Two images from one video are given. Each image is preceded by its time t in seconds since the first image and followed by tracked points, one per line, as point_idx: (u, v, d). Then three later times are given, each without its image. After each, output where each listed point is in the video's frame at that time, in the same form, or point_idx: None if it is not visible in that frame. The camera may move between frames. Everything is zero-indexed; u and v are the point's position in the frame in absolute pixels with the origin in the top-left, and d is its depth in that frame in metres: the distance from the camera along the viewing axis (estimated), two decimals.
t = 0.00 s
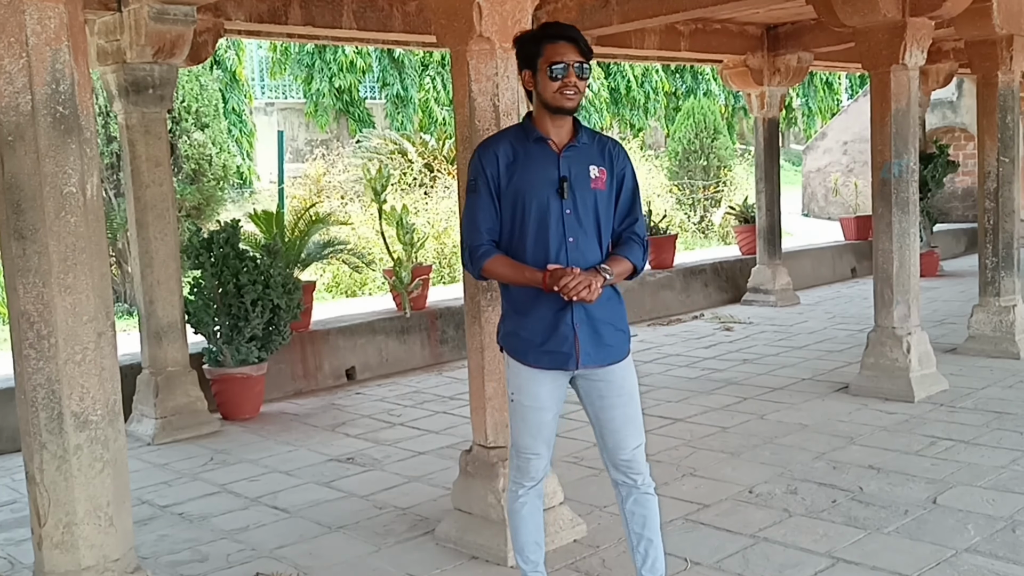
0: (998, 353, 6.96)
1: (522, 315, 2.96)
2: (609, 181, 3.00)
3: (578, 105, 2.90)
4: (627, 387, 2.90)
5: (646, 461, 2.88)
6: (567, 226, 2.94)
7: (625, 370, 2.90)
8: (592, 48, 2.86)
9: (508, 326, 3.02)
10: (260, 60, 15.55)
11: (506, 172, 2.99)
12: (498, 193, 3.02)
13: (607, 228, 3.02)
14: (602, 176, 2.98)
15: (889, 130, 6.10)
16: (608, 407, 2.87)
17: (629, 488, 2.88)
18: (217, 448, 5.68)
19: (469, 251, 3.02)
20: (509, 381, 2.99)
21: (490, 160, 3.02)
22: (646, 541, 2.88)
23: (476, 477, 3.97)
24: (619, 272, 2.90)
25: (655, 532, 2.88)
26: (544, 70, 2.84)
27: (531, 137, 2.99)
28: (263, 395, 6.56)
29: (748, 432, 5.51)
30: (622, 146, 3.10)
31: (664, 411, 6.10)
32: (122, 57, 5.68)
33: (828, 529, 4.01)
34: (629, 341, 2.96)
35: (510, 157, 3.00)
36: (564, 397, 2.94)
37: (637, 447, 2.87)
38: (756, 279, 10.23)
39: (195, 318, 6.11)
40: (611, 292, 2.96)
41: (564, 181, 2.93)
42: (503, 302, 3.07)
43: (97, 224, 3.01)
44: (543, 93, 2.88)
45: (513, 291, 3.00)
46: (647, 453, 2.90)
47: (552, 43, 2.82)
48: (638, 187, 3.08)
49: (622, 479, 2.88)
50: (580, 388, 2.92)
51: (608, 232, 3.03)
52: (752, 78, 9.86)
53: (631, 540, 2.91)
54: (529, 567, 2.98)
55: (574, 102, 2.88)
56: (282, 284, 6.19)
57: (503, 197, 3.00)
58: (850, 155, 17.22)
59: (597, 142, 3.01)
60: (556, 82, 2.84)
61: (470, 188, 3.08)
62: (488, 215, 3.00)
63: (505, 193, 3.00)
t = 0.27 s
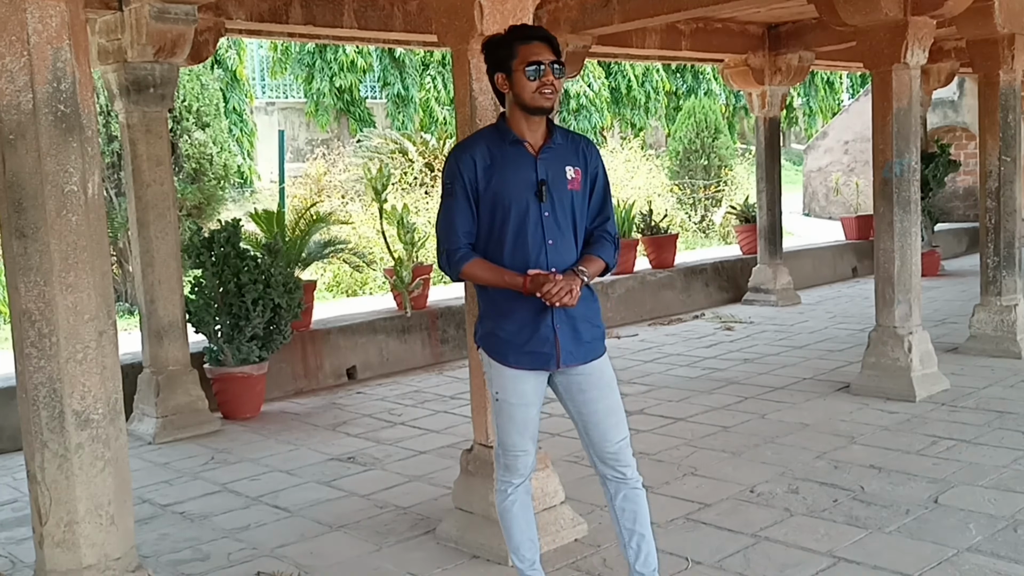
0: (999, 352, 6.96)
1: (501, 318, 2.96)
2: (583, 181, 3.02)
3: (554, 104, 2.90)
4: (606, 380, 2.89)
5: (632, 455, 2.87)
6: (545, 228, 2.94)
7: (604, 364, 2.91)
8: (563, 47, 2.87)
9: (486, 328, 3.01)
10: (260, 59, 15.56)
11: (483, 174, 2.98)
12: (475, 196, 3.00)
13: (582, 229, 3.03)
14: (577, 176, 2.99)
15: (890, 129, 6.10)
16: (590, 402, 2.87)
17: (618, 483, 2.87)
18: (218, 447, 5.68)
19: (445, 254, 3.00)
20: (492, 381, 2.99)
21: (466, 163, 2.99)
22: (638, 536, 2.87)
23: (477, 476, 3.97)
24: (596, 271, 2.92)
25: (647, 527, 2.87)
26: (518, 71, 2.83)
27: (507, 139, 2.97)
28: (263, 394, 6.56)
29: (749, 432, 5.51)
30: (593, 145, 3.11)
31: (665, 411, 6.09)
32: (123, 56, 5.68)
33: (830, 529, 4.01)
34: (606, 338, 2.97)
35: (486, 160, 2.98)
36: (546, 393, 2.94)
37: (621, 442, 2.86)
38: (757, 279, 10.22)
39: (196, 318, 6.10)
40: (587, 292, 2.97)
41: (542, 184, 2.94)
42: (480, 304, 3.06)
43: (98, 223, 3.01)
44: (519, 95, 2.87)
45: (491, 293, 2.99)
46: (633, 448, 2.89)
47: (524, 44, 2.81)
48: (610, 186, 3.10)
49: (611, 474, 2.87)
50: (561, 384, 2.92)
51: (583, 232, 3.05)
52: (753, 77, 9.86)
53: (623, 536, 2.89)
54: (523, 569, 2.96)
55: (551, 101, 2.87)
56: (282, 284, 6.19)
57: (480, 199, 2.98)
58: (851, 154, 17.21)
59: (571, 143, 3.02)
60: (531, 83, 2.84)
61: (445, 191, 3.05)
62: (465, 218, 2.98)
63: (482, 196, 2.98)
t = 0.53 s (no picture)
0: (1002, 352, 6.95)
1: (500, 318, 2.94)
2: (575, 178, 3.03)
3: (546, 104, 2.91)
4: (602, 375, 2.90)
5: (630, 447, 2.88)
6: (542, 226, 2.94)
7: (601, 359, 2.92)
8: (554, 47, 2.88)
9: (485, 329, 2.98)
10: (262, 59, 15.57)
11: (478, 175, 2.96)
12: (471, 197, 2.98)
13: (576, 226, 3.05)
14: (570, 174, 3.01)
15: (893, 128, 6.09)
16: (589, 397, 2.87)
17: (618, 475, 2.88)
18: (221, 446, 5.68)
19: (443, 256, 2.97)
20: (491, 380, 2.97)
21: (461, 165, 2.98)
22: (637, 528, 2.89)
23: (480, 475, 3.98)
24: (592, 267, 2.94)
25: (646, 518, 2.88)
26: (510, 71, 2.83)
27: (500, 139, 2.97)
28: (266, 393, 6.56)
29: (751, 431, 5.51)
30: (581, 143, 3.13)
31: (667, 410, 6.10)
32: (126, 56, 5.68)
33: (833, 528, 4.01)
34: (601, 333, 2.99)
35: (481, 161, 2.97)
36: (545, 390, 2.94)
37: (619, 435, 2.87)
38: (759, 278, 10.22)
39: (200, 317, 6.10)
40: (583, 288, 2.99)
41: (538, 182, 2.94)
42: (477, 306, 3.03)
43: (102, 222, 3.01)
44: (512, 95, 2.87)
45: (490, 294, 2.97)
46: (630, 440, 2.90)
47: (516, 43, 2.82)
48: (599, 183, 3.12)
49: (610, 467, 2.88)
50: (558, 380, 2.92)
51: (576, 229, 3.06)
52: (755, 76, 9.85)
53: (622, 528, 2.90)
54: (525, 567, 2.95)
55: (544, 101, 2.88)
56: (285, 283, 6.19)
57: (477, 201, 2.97)
58: (854, 153, 17.19)
59: (561, 141, 3.04)
60: (524, 83, 2.84)
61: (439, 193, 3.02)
62: (463, 220, 2.96)
63: (479, 197, 2.97)
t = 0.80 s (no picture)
0: (1007, 350, 6.94)
1: (512, 315, 2.94)
2: (584, 175, 3.04)
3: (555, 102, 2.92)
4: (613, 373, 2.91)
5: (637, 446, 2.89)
6: (553, 223, 2.95)
7: (612, 357, 2.93)
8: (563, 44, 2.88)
9: (497, 326, 2.98)
10: (266, 57, 15.58)
11: (488, 171, 2.97)
12: (481, 194, 2.99)
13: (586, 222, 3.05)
14: (579, 171, 3.02)
15: (897, 126, 6.08)
16: (600, 394, 2.88)
17: (625, 474, 2.88)
18: (225, 444, 5.69)
19: (455, 254, 2.97)
20: (503, 378, 2.96)
21: (471, 162, 2.98)
22: (638, 526, 2.90)
23: (484, 473, 3.98)
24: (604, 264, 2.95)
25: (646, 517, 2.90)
26: (519, 70, 2.84)
27: (510, 137, 2.98)
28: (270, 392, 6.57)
29: (756, 430, 5.51)
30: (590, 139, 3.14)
31: (671, 408, 6.09)
32: (130, 55, 5.69)
33: (838, 526, 4.00)
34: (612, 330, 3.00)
35: (492, 158, 2.97)
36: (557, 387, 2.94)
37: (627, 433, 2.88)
38: (764, 276, 10.21)
39: (204, 316, 6.13)
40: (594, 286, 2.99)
41: (549, 179, 2.95)
42: (488, 303, 3.03)
43: (107, 220, 3.02)
44: (522, 93, 2.88)
45: (501, 291, 2.97)
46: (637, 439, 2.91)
47: (525, 42, 2.82)
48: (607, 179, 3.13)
49: (617, 465, 2.88)
50: (570, 377, 2.92)
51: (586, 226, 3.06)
52: (759, 75, 9.82)
53: (621, 526, 2.92)
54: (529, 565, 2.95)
55: (552, 100, 2.89)
56: (289, 281, 6.20)
57: (488, 197, 2.97)
58: (858, 152, 17.16)
59: (570, 138, 3.04)
60: (533, 81, 2.85)
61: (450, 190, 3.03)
62: (474, 217, 2.97)
63: (490, 194, 2.97)
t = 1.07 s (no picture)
0: (1013, 348, 6.92)
1: (536, 310, 2.94)
2: (611, 174, 3.05)
3: (576, 99, 2.91)
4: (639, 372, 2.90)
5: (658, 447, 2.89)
6: (578, 219, 2.95)
7: (637, 356, 2.93)
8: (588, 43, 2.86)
9: (521, 322, 2.98)
10: (271, 55, 15.62)
11: (515, 166, 2.98)
12: (508, 189, 3.00)
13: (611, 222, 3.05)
14: (606, 169, 3.02)
15: (903, 124, 6.06)
16: (623, 393, 2.88)
17: (644, 475, 2.89)
18: (230, 442, 5.70)
19: (480, 248, 2.98)
20: (524, 375, 2.97)
21: (498, 157, 3.00)
22: (652, 527, 2.92)
23: (489, 472, 3.98)
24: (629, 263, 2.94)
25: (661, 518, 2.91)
26: (538, 67, 2.86)
27: (537, 133, 2.99)
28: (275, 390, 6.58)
29: (760, 427, 5.51)
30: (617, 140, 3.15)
31: (676, 406, 6.09)
32: (135, 53, 5.70)
33: (842, 525, 4.00)
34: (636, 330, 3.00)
35: (519, 153, 2.99)
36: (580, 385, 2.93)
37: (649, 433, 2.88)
38: (769, 274, 10.20)
39: (209, 314, 6.12)
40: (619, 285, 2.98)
41: (575, 175, 2.95)
42: (513, 299, 3.04)
43: (113, 218, 3.03)
44: (541, 89, 2.90)
45: (526, 286, 2.97)
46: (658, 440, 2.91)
47: (546, 39, 2.82)
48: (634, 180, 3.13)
49: (638, 465, 2.88)
50: (593, 374, 2.92)
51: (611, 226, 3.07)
52: (764, 73, 9.79)
53: (636, 526, 2.93)
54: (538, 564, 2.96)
55: (570, 98, 2.89)
56: (293, 280, 6.22)
57: (514, 192, 2.99)
58: (863, 149, 17.11)
59: (598, 137, 3.05)
60: (551, 78, 2.86)
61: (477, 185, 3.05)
62: (499, 212, 2.98)
63: (516, 189, 2.99)
